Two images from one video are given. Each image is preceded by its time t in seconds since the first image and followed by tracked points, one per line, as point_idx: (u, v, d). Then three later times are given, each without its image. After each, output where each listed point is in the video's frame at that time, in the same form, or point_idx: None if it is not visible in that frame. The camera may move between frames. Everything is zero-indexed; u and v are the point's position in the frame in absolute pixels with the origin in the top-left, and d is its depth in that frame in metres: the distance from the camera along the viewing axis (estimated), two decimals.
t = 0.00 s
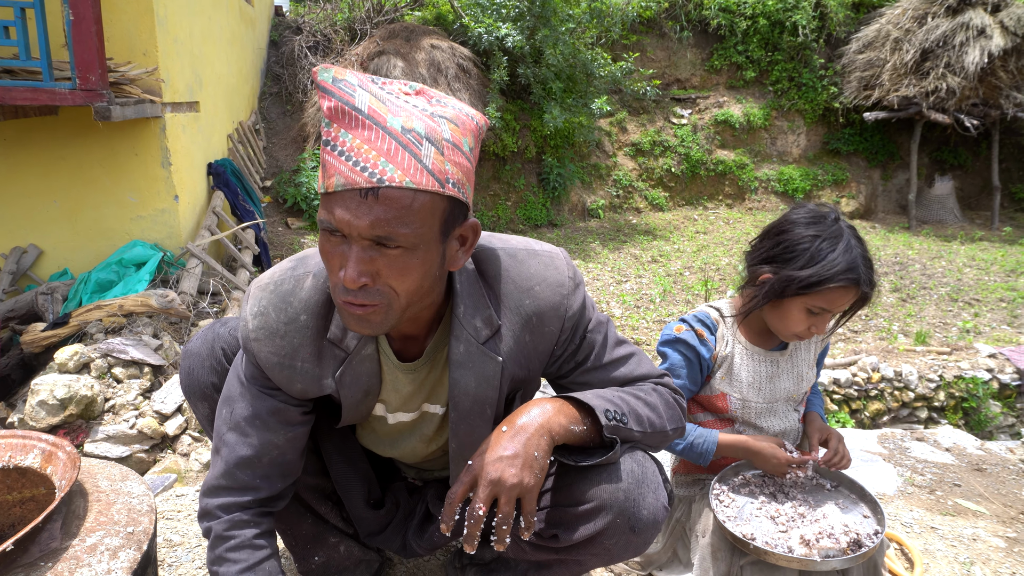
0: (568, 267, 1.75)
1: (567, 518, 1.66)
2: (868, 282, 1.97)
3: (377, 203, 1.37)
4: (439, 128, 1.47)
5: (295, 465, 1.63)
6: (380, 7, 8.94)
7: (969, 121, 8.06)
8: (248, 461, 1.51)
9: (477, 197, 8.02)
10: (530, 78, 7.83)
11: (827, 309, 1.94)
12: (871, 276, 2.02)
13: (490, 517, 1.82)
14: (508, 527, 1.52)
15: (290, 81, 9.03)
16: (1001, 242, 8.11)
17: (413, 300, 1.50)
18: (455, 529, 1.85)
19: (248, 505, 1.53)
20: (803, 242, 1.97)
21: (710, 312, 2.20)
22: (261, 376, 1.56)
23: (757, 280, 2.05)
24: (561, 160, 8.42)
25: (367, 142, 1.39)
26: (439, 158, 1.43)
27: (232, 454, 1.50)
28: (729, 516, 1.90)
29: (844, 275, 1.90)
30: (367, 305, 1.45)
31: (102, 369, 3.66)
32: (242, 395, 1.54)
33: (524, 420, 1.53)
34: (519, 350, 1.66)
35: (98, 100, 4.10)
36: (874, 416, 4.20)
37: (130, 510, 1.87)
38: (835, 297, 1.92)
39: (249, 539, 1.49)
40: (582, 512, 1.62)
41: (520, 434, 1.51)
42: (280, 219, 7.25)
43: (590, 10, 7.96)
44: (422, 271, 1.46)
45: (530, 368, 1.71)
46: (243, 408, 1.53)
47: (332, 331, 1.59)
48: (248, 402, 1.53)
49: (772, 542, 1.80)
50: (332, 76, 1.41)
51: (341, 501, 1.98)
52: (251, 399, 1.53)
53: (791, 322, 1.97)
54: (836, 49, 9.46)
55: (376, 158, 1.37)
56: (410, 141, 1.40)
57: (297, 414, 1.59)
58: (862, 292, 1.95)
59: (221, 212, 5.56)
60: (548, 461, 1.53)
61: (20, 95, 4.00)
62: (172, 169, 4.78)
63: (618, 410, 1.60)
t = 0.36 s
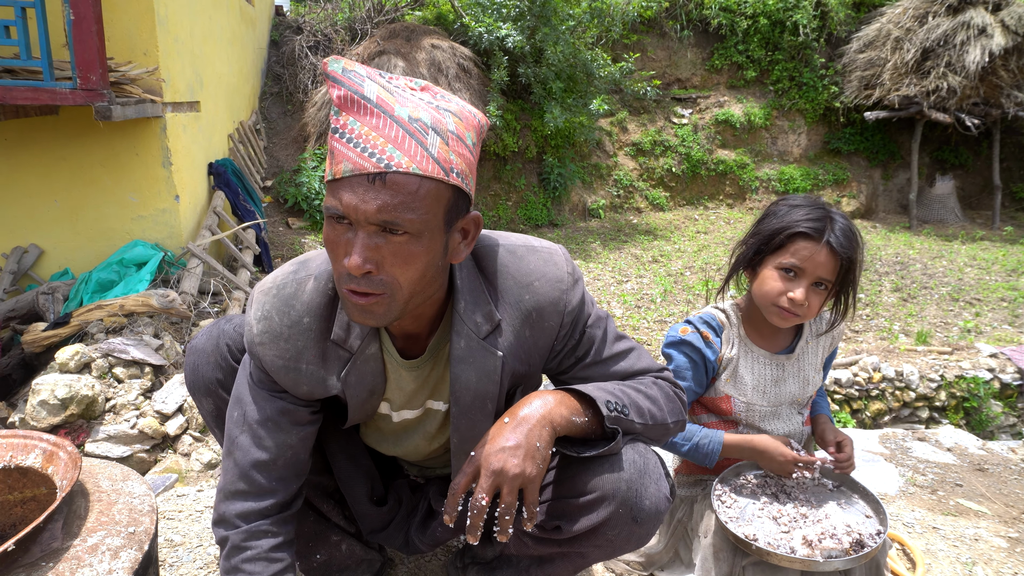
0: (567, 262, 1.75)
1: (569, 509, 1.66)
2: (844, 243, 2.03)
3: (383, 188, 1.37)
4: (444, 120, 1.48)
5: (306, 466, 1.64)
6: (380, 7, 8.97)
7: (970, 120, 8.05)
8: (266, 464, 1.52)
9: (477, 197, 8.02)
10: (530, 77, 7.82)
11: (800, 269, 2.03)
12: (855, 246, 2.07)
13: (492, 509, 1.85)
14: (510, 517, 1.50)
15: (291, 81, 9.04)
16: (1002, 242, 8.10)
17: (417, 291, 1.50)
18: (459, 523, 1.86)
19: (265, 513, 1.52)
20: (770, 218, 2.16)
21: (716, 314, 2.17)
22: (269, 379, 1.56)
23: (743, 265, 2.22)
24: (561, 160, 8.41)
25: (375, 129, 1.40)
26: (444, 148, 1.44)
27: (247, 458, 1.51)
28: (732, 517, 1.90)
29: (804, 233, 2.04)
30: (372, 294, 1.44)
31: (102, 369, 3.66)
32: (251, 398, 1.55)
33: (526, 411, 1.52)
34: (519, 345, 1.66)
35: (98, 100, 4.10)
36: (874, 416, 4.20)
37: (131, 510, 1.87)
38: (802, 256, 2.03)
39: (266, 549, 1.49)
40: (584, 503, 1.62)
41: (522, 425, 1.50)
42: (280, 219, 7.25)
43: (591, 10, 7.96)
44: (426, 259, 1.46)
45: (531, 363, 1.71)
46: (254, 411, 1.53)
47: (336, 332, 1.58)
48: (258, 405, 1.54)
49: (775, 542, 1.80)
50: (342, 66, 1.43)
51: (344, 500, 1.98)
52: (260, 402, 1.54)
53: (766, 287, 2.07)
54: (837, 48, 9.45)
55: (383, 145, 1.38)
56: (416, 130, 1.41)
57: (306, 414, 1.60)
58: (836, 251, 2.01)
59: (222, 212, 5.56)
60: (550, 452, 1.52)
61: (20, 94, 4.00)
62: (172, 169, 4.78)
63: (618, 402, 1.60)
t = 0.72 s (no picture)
0: (568, 265, 1.75)
1: (571, 510, 1.66)
2: (837, 239, 2.04)
3: (392, 194, 1.38)
4: (449, 124, 1.48)
5: (294, 464, 1.63)
6: (381, 9, 9.01)
7: (970, 124, 8.06)
8: (246, 460, 1.51)
9: (478, 199, 8.02)
10: (531, 80, 7.84)
11: (797, 270, 2.04)
12: (849, 240, 2.08)
13: (496, 509, 1.85)
14: (514, 518, 1.52)
15: (292, 83, 9.05)
16: (1002, 245, 8.11)
17: (422, 296, 1.50)
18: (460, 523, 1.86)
19: (240, 497, 1.51)
20: (762, 221, 2.17)
21: (719, 316, 2.17)
22: (265, 378, 1.56)
23: (740, 270, 2.23)
24: (561, 162, 8.42)
25: (381, 134, 1.40)
26: (450, 152, 1.45)
27: (230, 453, 1.51)
28: (732, 520, 1.90)
29: (796, 233, 2.05)
30: (378, 298, 1.44)
31: (102, 370, 3.66)
32: (246, 395, 1.54)
33: (530, 412, 1.53)
34: (520, 346, 1.66)
35: (100, 101, 4.10)
36: (874, 419, 4.21)
37: (131, 512, 1.87)
38: (797, 256, 2.04)
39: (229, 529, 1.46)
40: (586, 503, 1.62)
41: (525, 425, 1.51)
42: (281, 221, 7.26)
43: (591, 12, 7.97)
44: (432, 265, 1.46)
45: (533, 366, 1.71)
46: (247, 410, 1.53)
47: (335, 335, 1.59)
48: (253, 402, 1.54)
49: (775, 545, 1.81)
50: (346, 70, 1.41)
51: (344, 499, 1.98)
52: (255, 400, 1.54)
53: (766, 291, 2.08)
54: (837, 51, 9.45)
55: (390, 150, 1.39)
56: (422, 135, 1.42)
57: (299, 415, 1.59)
58: (830, 248, 2.02)
59: (222, 213, 5.56)
60: (553, 453, 1.53)
61: (22, 96, 4.00)
62: (173, 170, 4.79)
63: (620, 403, 1.61)
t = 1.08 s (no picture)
0: (569, 278, 1.72)
1: (576, 514, 1.65)
2: (837, 243, 2.03)
3: (390, 245, 1.31)
4: (439, 153, 1.37)
5: (264, 460, 1.63)
6: (381, 11, 9.03)
7: (970, 125, 8.06)
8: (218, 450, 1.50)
9: (478, 201, 8.03)
10: (531, 81, 7.85)
11: (798, 275, 2.04)
12: (850, 243, 2.07)
13: (502, 518, 1.81)
14: (520, 529, 1.52)
15: (292, 85, 9.05)
16: (1002, 246, 8.11)
17: (425, 327, 1.48)
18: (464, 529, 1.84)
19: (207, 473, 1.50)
20: (764, 226, 2.17)
21: (723, 318, 2.17)
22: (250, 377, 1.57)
23: (743, 273, 2.23)
24: (562, 164, 8.41)
25: (372, 181, 1.30)
26: (444, 187, 1.35)
27: (203, 436, 1.50)
28: (732, 523, 1.89)
29: (796, 238, 2.05)
30: (382, 342, 1.44)
31: (103, 372, 3.67)
32: (226, 393, 1.55)
33: (534, 422, 1.53)
34: (521, 364, 1.65)
35: (100, 103, 4.11)
36: (875, 421, 4.21)
37: (131, 513, 1.87)
38: (798, 261, 2.04)
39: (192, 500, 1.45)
40: (592, 508, 1.62)
41: (530, 436, 1.51)
42: (281, 222, 7.26)
43: (591, 14, 7.98)
44: (434, 302, 1.44)
45: (535, 380, 1.70)
46: (228, 401, 1.54)
47: (324, 345, 1.59)
48: (234, 400, 1.54)
49: (775, 547, 1.81)
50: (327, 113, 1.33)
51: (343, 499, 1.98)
52: (237, 398, 1.54)
53: (769, 297, 2.08)
54: (837, 52, 9.45)
55: (383, 198, 1.29)
56: (415, 174, 1.32)
57: (277, 415, 1.59)
58: (831, 252, 2.01)
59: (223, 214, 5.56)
60: (558, 462, 1.53)
61: (22, 98, 4.01)
62: (174, 172, 4.79)
63: (625, 410, 1.61)
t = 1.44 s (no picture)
0: (571, 310, 1.64)
1: (574, 537, 1.65)
2: (828, 239, 2.03)
3: (378, 297, 1.24)
4: (426, 195, 1.31)
5: (241, 467, 1.63)
6: (381, 12, 9.04)
7: (970, 126, 8.07)
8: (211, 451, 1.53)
9: (478, 201, 8.03)
10: (531, 82, 7.86)
11: (790, 272, 2.04)
12: (841, 238, 2.06)
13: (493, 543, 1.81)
14: (510, 553, 1.51)
15: (292, 85, 9.06)
16: (1002, 247, 8.11)
17: (415, 373, 1.43)
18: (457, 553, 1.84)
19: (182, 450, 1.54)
20: (757, 226, 2.19)
21: (726, 319, 2.18)
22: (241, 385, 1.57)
23: (739, 272, 2.25)
24: (562, 164, 8.40)
25: (358, 230, 1.22)
26: (433, 232, 1.29)
27: (186, 438, 1.52)
28: (732, 522, 1.92)
29: (786, 236, 2.06)
30: (370, 393, 1.38)
31: (103, 372, 3.67)
32: (214, 395, 1.55)
33: (530, 446, 1.50)
34: (516, 402, 1.62)
35: (101, 103, 4.11)
36: (875, 422, 4.21)
37: (131, 513, 1.87)
38: (789, 259, 2.04)
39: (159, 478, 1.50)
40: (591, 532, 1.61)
41: (526, 460, 1.48)
42: (281, 222, 7.26)
43: (591, 16, 7.97)
44: (424, 352, 1.38)
45: (532, 416, 1.68)
46: (214, 407, 1.54)
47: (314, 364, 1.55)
48: (221, 405, 1.54)
49: (774, 549, 1.81)
50: (305, 160, 1.24)
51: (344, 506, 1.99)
52: (225, 402, 1.54)
53: (763, 295, 2.08)
54: (837, 53, 9.45)
55: (370, 249, 1.22)
56: (403, 221, 1.25)
57: (263, 424, 1.60)
58: (820, 248, 2.01)
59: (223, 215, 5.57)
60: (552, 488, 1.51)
61: (23, 98, 4.02)
62: (174, 172, 4.79)
63: (627, 436, 1.58)
